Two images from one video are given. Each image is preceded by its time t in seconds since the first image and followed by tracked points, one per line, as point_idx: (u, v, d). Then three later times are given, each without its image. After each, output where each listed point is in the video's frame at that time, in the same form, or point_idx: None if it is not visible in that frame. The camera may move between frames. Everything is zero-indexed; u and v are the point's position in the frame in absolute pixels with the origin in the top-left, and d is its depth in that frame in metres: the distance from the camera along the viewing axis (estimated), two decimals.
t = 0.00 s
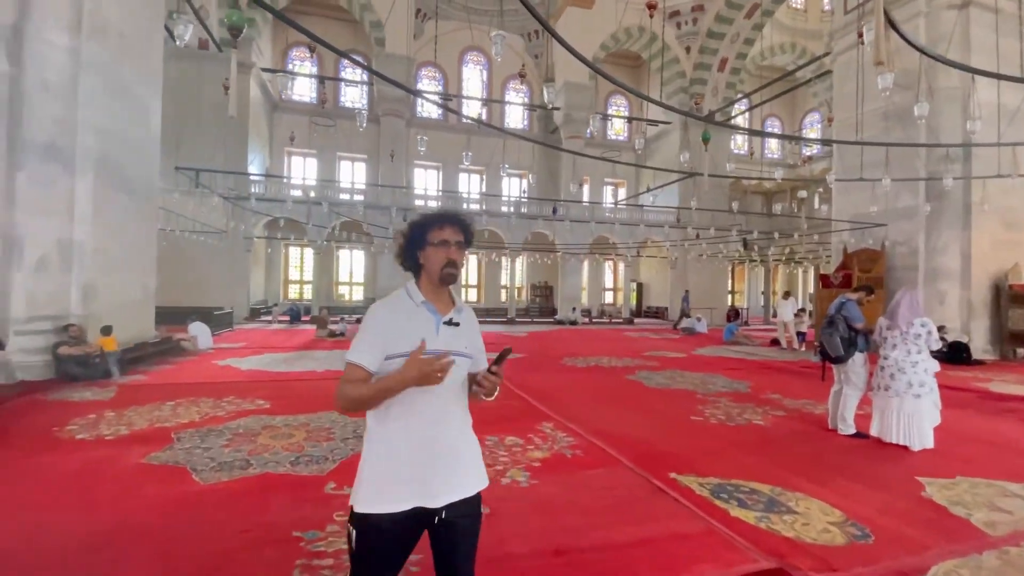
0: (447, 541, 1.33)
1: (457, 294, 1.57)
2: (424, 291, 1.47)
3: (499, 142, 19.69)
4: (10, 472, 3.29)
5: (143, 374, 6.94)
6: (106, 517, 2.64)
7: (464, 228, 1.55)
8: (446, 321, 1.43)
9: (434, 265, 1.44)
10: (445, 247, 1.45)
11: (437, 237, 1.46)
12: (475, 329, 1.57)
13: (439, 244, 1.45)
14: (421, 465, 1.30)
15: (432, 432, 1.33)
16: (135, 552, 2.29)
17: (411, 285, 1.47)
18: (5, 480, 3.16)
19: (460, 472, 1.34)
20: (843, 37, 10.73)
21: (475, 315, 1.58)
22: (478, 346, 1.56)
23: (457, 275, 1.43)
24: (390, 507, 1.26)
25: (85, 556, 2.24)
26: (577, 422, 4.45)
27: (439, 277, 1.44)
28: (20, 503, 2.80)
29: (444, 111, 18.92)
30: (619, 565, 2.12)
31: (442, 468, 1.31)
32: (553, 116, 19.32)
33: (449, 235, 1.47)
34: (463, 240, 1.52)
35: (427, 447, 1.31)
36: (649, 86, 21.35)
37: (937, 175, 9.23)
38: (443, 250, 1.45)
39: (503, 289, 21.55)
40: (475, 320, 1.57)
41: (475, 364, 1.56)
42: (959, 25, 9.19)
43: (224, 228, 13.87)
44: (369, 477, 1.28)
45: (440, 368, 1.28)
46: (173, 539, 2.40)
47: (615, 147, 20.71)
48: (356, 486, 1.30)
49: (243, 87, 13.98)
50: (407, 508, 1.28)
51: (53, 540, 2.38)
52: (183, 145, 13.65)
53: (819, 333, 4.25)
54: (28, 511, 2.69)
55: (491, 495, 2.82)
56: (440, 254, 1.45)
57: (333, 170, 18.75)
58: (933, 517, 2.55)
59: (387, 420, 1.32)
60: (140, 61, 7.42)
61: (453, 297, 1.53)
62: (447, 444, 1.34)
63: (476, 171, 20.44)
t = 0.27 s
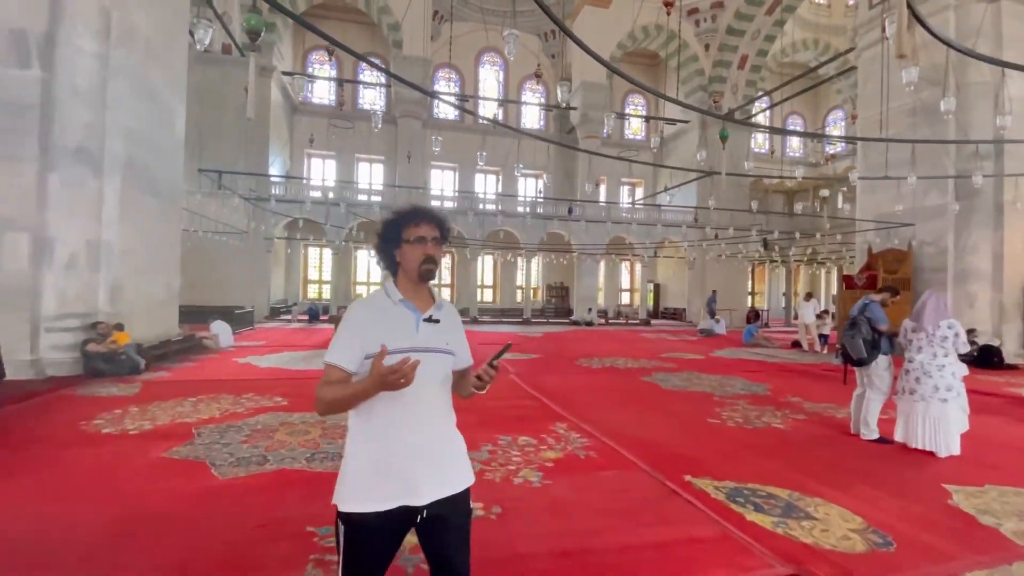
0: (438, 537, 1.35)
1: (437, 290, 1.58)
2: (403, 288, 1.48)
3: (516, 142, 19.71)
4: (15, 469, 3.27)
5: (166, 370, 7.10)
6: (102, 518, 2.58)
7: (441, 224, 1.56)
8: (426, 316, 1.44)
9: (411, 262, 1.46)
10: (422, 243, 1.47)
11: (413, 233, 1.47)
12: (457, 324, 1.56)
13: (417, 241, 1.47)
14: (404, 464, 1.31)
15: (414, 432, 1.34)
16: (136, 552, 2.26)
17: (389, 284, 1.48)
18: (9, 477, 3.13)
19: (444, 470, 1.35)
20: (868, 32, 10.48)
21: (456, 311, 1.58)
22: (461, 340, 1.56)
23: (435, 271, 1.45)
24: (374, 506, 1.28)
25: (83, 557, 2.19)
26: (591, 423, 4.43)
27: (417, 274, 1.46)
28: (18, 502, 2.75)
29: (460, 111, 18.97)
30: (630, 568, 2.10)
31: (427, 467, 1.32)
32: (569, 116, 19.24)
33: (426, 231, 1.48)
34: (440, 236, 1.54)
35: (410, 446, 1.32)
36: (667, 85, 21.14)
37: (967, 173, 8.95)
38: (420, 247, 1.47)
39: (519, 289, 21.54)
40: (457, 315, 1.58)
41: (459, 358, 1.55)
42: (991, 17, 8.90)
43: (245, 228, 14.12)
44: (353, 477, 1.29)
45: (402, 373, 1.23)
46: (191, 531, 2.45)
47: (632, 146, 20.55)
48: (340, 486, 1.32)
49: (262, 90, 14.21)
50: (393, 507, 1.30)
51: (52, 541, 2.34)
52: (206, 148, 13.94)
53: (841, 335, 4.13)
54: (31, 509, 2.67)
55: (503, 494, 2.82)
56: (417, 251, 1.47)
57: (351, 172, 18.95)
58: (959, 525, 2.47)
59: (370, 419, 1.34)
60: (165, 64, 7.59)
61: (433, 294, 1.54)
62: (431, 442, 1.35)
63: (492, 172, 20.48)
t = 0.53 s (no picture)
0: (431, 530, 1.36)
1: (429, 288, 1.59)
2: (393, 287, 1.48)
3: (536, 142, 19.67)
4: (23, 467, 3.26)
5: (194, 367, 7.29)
6: (117, 514, 2.60)
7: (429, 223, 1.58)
8: (418, 313, 1.45)
9: (401, 261, 1.47)
10: (411, 243, 1.48)
11: (402, 233, 1.49)
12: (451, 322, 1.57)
13: (405, 240, 1.48)
14: (397, 461, 1.33)
15: (408, 429, 1.36)
16: (150, 548, 2.27)
17: (382, 283, 1.49)
18: (45, 468, 3.25)
19: (438, 466, 1.37)
20: (899, 25, 10.17)
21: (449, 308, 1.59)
22: (455, 336, 1.57)
23: (425, 268, 1.46)
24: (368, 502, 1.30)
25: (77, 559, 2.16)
26: (611, 424, 4.39)
27: (407, 272, 1.46)
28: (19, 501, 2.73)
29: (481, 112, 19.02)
30: (646, 570, 2.07)
31: (420, 464, 1.34)
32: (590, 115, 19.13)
33: (414, 230, 1.49)
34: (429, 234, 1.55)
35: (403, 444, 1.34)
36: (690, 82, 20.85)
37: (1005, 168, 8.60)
38: (408, 246, 1.48)
39: (539, 290, 21.50)
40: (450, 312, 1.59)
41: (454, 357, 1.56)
42: None
43: (271, 229, 14.40)
44: (347, 474, 1.31)
45: (411, 390, 1.27)
46: (214, 523, 2.50)
47: (654, 145, 20.32)
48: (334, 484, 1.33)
49: (287, 94, 14.49)
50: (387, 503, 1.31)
51: (41, 544, 2.28)
52: (234, 151, 14.26)
53: (869, 337, 3.99)
54: (65, 500, 2.76)
55: (520, 493, 2.81)
56: (407, 250, 1.48)
57: (373, 173, 19.17)
58: (995, 535, 2.37)
59: (363, 417, 1.34)
60: (194, 69, 7.79)
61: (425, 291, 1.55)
62: (424, 440, 1.37)
63: (511, 172, 20.48)
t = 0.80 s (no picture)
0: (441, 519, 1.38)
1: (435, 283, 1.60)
2: (401, 284, 1.50)
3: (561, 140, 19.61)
4: (43, 462, 3.31)
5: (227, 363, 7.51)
6: (154, 503, 2.71)
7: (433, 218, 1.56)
8: (426, 310, 1.47)
9: (409, 259, 1.48)
10: (418, 241, 1.48)
11: (408, 231, 1.48)
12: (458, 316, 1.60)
13: (411, 239, 1.48)
14: (409, 451, 1.35)
15: (419, 420, 1.38)
16: (184, 535, 2.36)
17: (389, 281, 1.50)
18: (88, 458, 3.41)
19: (449, 455, 1.39)
20: (939, 13, 9.78)
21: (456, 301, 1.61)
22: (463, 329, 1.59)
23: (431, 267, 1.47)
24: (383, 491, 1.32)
25: (83, 558, 2.15)
26: (634, 424, 4.35)
27: (414, 271, 1.47)
28: (32, 498, 2.74)
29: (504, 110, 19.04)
30: (669, 571, 2.05)
31: (432, 453, 1.37)
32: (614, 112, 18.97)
33: (421, 229, 1.50)
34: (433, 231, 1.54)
35: (415, 434, 1.37)
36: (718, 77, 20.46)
37: None
38: (414, 245, 1.48)
39: (562, 289, 21.43)
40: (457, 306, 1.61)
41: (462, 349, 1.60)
42: None
43: (300, 229, 14.73)
44: (362, 465, 1.33)
45: (420, 381, 1.31)
46: (244, 514, 2.58)
47: (681, 141, 20.02)
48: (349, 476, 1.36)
49: (315, 96, 14.78)
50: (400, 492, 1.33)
51: (62, 538, 2.32)
52: (264, 153, 14.62)
53: (905, 337, 3.87)
54: (106, 488, 2.89)
55: (542, 490, 2.82)
56: (414, 249, 1.48)
57: (398, 174, 19.41)
58: None
59: (375, 409, 1.37)
60: (227, 74, 8.02)
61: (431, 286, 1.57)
62: (435, 430, 1.40)
63: (534, 170, 20.46)
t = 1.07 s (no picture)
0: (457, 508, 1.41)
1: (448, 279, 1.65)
2: (414, 280, 1.54)
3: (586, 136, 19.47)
4: (64, 456, 3.37)
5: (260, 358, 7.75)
6: (192, 490, 2.84)
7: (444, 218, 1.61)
8: (440, 306, 1.51)
9: (424, 258, 1.52)
10: (433, 240, 1.52)
11: (424, 231, 1.52)
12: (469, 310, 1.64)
13: (425, 239, 1.52)
14: (428, 441, 1.39)
15: (436, 411, 1.43)
16: (221, 521, 2.47)
17: (403, 278, 1.54)
18: (132, 448, 3.58)
19: (465, 446, 1.43)
20: None
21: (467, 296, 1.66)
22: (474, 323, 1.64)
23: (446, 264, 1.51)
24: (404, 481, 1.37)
25: (88, 557, 2.13)
26: (658, 423, 4.33)
27: (430, 268, 1.52)
28: (46, 494, 2.77)
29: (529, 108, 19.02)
30: (692, 569, 2.05)
31: (450, 444, 1.41)
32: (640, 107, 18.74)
33: (436, 228, 1.54)
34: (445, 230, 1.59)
35: (433, 425, 1.41)
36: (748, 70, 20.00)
37: None
38: (428, 244, 1.52)
39: (587, 286, 21.31)
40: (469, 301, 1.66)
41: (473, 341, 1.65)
42: None
43: (330, 228, 15.05)
44: (383, 456, 1.38)
45: (419, 356, 1.34)
46: (276, 503, 2.67)
47: (709, 136, 19.65)
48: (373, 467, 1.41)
49: (344, 97, 15.06)
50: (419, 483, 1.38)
51: (108, 522, 2.46)
52: (294, 154, 14.98)
53: (945, 335, 3.73)
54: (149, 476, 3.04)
55: (564, 486, 2.84)
56: (428, 247, 1.52)
57: (424, 173, 19.63)
58: None
59: (393, 400, 1.42)
60: (260, 78, 8.26)
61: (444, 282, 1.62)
62: (452, 421, 1.44)
63: (559, 168, 20.40)
